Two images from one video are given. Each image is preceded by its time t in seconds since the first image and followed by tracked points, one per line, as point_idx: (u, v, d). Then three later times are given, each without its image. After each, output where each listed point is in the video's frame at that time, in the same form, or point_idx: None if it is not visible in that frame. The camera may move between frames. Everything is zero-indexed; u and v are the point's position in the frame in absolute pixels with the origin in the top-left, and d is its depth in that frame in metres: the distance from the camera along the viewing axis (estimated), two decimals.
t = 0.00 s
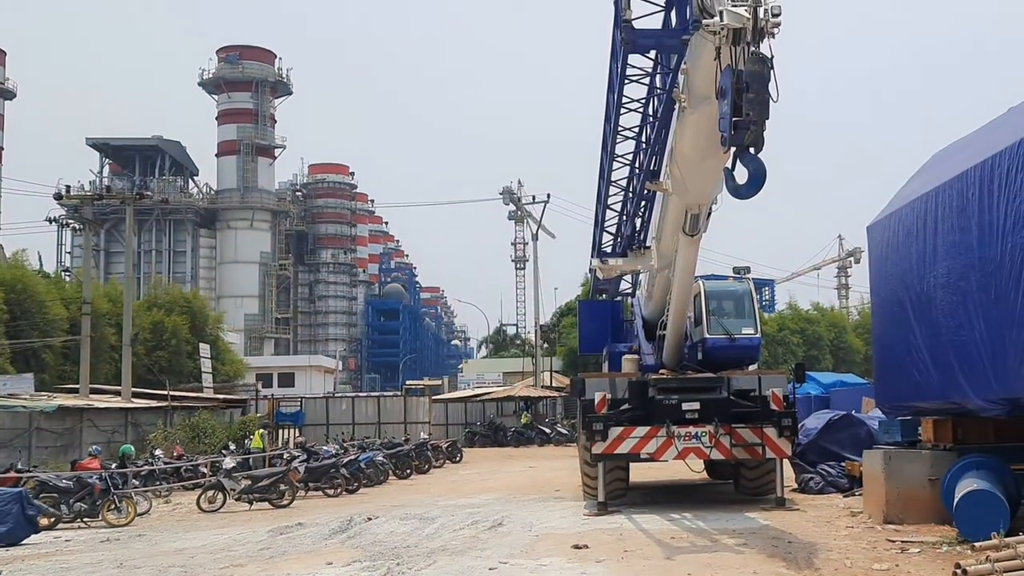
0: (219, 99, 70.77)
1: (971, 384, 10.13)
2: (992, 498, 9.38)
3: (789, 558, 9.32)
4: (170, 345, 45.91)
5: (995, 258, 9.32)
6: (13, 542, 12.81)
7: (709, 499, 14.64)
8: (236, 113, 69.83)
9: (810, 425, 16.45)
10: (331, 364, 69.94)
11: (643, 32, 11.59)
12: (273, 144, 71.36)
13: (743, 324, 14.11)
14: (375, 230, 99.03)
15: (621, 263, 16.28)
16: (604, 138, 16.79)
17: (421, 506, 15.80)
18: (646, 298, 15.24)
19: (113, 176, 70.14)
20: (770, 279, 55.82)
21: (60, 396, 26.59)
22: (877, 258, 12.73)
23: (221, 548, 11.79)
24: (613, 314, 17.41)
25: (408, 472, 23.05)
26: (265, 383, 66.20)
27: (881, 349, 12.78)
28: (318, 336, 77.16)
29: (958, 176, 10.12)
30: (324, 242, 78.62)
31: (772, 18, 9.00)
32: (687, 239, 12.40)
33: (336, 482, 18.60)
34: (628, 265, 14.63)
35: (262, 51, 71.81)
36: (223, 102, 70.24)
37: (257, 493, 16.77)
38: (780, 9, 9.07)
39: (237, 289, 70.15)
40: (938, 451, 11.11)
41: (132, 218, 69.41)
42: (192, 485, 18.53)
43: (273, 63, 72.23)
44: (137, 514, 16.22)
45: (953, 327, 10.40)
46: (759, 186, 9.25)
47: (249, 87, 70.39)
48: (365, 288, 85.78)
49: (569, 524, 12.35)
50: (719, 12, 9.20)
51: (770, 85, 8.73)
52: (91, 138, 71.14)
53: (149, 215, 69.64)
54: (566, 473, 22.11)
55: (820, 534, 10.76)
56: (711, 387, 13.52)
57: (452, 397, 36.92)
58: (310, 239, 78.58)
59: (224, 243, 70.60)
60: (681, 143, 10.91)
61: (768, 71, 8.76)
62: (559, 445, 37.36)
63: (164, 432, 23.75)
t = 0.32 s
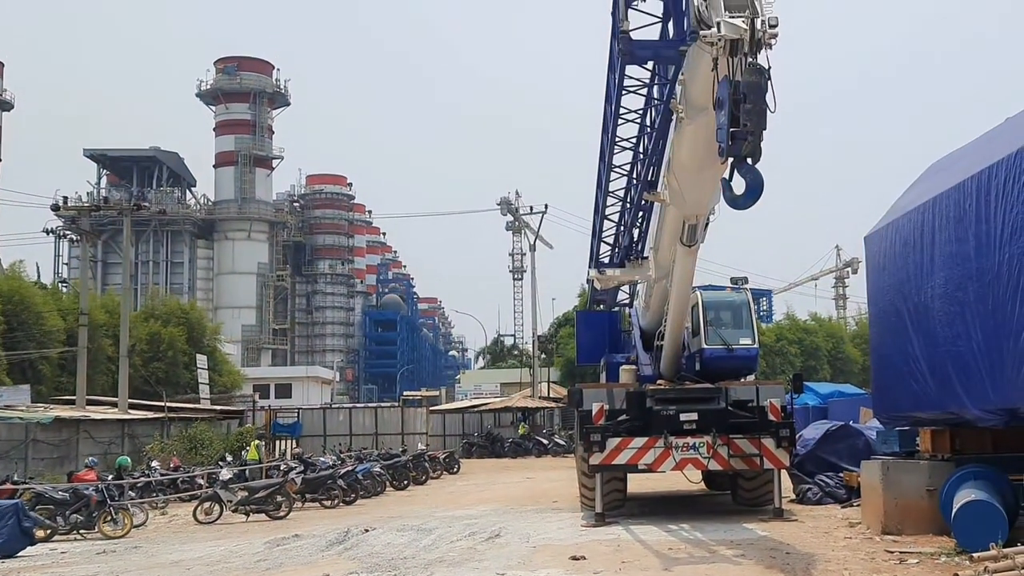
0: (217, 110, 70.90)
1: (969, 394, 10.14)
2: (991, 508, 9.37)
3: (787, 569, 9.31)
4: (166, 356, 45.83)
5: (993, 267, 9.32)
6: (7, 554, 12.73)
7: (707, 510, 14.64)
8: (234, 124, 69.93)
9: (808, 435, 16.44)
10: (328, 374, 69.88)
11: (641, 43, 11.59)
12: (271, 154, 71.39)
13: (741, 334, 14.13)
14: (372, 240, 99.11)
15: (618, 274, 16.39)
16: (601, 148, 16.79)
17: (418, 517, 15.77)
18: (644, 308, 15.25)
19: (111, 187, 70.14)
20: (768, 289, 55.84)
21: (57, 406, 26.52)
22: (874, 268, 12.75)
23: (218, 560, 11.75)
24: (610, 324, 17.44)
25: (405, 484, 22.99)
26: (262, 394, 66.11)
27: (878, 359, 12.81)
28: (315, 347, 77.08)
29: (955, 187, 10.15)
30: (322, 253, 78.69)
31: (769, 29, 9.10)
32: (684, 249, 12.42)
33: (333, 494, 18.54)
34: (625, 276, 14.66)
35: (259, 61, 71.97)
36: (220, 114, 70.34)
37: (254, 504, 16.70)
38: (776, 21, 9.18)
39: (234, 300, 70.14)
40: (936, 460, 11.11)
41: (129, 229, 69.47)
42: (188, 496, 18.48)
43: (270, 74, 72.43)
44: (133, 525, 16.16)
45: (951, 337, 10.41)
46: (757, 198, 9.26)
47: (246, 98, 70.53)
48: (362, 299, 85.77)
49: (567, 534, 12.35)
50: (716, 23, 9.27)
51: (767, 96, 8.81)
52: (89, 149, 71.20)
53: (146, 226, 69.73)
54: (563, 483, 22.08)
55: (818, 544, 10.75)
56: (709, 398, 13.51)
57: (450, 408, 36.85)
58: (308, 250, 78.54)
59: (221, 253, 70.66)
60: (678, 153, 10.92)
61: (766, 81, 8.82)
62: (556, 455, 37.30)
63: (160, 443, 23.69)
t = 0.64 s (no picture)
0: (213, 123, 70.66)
1: (966, 406, 10.14)
2: (987, 521, 9.35)
3: None
4: (163, 370, 45.75)
5: (989, 280, 9.34)
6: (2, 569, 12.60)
7: (705, 524, 14.60)
8: (231, 137, 69.98)
9: (806, 448, 16.42)
10: (324, 388, 69.74)
11: (637, 56, 11.57)
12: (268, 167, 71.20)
13: (737, 346, 14.11)
14: (370, 254, 99.11)
15: (615, 287, 16.42)
16: (598, 161, 16.79)
17: (415, 531, 15.70)
18: (641, 320, 15.24)
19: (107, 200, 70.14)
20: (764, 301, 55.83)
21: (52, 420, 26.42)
22: (871, 281, 12.78)
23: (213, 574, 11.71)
24: (607, 337, 17.43)
25: (402, 497, 22.91)
26: (258, 407, 65.98)
27: (874, 371, 12.82)
28: (312, 361, 76.94)
29: (951, 200, 10.18)
30: (318, 266, 78.63)
31: (765, 41, 9.07)
32: (681, 262, 12.44)
33: (329, 507, 18.48)
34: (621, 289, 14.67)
35: (256, 75, 72.14)
36: (218, 127, 70.39)
37: (249, 518, 16.65)
38: (772, 34, 9.13)
39: (230, 314, 70.10)
40: (932, 473, 11.09)
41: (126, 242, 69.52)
42: (184, 510, 18.40)
43: (267, 87, 72.58)
44: (128, 539, 16.10)
45: (948, 349, 10.40)
46: (752, 210, 9.28)
47: (243, 111, 70.65)
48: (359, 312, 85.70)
49: (564, 548, 12.32)
50: (713, 36, 9.30)
51: (763, 109, 8.84)
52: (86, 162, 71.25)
53: (143, 239, 69.73)
54: (560, 497, 22.02)
55: (816, 557, 10.73)
56: (706, 411, 13.49)
57: (446, 421, 36.74)
58: (304, 263, 78.53)
59: (218, 266, 70.61)
60: (676, 166, 10.93)
61: (762, 95, 8.85)
62: (553, 469, 37.21)
63: (156, 457, 23.60)
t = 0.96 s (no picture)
0: (214, 134, 71.01)
1: (965, 417, 10.15)
2: (988, 532, 9.35)
3: None
4: (162, 380, 45.71)
5: (989, 290, 9.34)
6: None
7: (705, 534, 14.59)
8: (231, 147, 70.10)
9: (805, 459, 16.43)
10: (323, 399, 69.71)
11: (637, 67, 11.58)
12: (268, 178, 71.26)
13: (737, 357, 14.12)
14: (369, 264, 99.03)
15: (614, 297, 16.45)
16: (597, 171, 16.81)
17: (414, 542, 15.65)
18: (640, 331, 15.25)
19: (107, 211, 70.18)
20: (764, 312, 55.87)
21: (52, 431, 26.36)
22: (870, 291, 12.80)
23: None
24: (606, 347, 17.45)
25: (401, 508, 22.86)
26: (257, 418, 65.93)
27: (874, 382, 12.85)
28: (311, 371, 76.89)
29: (951, 210, 10.21)
30: (318, 276, 78.64)
31: (763, 54, 9.14)
32: (681, 272, 12.48)
33: (328, 518, 18.45)
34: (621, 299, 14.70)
35: (257, 86, 72.26)
36: (217, 137, 70.51)
37: (248, 529, 16.63)
38: (771, 45, 9.21)
39: (229, 324, 70.15)
40: (931, 484, 11.14)
41: (125, 253, 69.55)
42: (183, 521, 18.36)
43: (267, 98, 72.74)
44: (127, 550, 16.08)
45: (949, 361, 10.40)
46: (752, 221, 9.32)
47: (243, 122, 70.78)
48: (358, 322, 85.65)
49: (565, 559, 12.33)
50: (712, 47, 9.39)
51: (763, 120, 8.90)
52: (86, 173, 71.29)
53: (143, 250, 69.84)
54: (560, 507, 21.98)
55: (815, 568, 10.75)
56: (705, 421, 13.51)
57: (445, 432, 36.68)
58: (303, 274, 78.56)
59: (217, 277, 70.61)
60: (676, 178, 10.97)
61: (761, 106, 8.91)
62: (553, 479, 37.17)
63: (155, 468, 23.56)
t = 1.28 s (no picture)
0: (214, 144, 71.21)
1: (967, 426, 10.14)
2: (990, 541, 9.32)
3: None
4: (162, 390, 45.66)
5: (990, 299, 9.35)
6: None
7: (706, 544, 14.56)
8: (232, 157, 70.26)
9: (806, 468, 16.40)
10: (323, 408, 69.66)
11: (637, 76, 11.57)
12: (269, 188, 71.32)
13: (737, 366, 14.11)
14: (370, 273, 99.04)
15: (615, 306, 16.45)
16: (598, 182, 16.84)
17: (415, 552, 15.62)
18: (641, 339, 15.27)
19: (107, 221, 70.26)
20: (765, 321, 55.85)
21: (51, 441, 26.33)
22: (871, 299, 12.81)
23: None
24: (607, 356, 17.45)
25: (402, 518, 22.80)
26: (258, 427, 65.88)
27: (875, 392, 12.84)
28: (312, 381, 76.82)
29: (951, 220, 10.23)
30: (318, 286, 78.72)
31: (764, 62, 9.16)
32: (681, 282, 12.52)
33: (329, 528, 18.42)
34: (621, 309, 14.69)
35: (258, 96, 72.42)
36: (218, 147, 70.66)
37: (248, 539, 16.64)
38: (771, 54, 9.23)
39: (230, 333, 70.14)
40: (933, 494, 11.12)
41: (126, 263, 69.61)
42: (184, 531, 18.31)
43: (268, 108, 72.91)
44: (126, 561, 16.02)
45: (949, 370, 10.40)
46: (753, 229, 9.32)
47: (244, 132, 70.95)
48: (359, 332, 85.59)
49: (565, 568, 12.30)
50: (713, 56, 9.42)
51: (763, 129, 8.91)
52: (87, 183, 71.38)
53: (143, 260, 69.94)
54: (561, 517, 21.93)
55: None
56: (706, 430, 13.50)
57: (446, 441, 36.61)
58: (304, 283, 78.62)
59: (218, 287, 70.66)
60: (676, 186, 10.98)
61: (761, 115, 8.92)
62: (553, 489, 37.09)
63: (155, 479, 23.53)
